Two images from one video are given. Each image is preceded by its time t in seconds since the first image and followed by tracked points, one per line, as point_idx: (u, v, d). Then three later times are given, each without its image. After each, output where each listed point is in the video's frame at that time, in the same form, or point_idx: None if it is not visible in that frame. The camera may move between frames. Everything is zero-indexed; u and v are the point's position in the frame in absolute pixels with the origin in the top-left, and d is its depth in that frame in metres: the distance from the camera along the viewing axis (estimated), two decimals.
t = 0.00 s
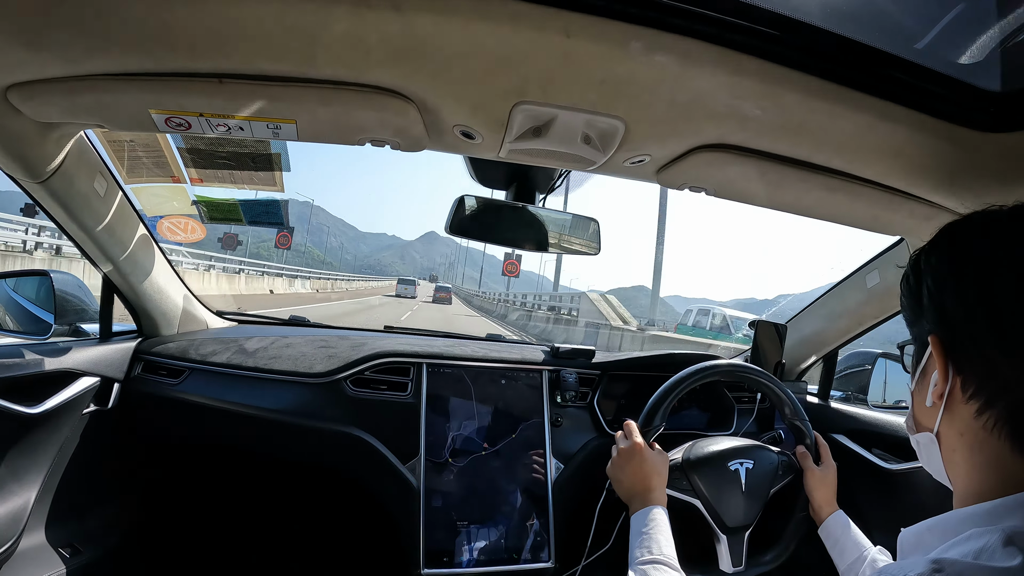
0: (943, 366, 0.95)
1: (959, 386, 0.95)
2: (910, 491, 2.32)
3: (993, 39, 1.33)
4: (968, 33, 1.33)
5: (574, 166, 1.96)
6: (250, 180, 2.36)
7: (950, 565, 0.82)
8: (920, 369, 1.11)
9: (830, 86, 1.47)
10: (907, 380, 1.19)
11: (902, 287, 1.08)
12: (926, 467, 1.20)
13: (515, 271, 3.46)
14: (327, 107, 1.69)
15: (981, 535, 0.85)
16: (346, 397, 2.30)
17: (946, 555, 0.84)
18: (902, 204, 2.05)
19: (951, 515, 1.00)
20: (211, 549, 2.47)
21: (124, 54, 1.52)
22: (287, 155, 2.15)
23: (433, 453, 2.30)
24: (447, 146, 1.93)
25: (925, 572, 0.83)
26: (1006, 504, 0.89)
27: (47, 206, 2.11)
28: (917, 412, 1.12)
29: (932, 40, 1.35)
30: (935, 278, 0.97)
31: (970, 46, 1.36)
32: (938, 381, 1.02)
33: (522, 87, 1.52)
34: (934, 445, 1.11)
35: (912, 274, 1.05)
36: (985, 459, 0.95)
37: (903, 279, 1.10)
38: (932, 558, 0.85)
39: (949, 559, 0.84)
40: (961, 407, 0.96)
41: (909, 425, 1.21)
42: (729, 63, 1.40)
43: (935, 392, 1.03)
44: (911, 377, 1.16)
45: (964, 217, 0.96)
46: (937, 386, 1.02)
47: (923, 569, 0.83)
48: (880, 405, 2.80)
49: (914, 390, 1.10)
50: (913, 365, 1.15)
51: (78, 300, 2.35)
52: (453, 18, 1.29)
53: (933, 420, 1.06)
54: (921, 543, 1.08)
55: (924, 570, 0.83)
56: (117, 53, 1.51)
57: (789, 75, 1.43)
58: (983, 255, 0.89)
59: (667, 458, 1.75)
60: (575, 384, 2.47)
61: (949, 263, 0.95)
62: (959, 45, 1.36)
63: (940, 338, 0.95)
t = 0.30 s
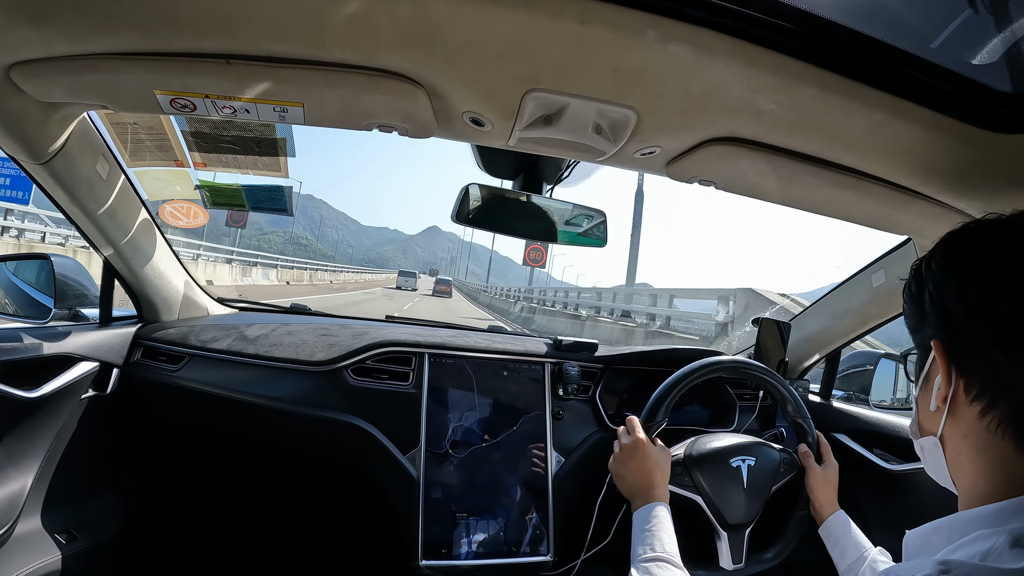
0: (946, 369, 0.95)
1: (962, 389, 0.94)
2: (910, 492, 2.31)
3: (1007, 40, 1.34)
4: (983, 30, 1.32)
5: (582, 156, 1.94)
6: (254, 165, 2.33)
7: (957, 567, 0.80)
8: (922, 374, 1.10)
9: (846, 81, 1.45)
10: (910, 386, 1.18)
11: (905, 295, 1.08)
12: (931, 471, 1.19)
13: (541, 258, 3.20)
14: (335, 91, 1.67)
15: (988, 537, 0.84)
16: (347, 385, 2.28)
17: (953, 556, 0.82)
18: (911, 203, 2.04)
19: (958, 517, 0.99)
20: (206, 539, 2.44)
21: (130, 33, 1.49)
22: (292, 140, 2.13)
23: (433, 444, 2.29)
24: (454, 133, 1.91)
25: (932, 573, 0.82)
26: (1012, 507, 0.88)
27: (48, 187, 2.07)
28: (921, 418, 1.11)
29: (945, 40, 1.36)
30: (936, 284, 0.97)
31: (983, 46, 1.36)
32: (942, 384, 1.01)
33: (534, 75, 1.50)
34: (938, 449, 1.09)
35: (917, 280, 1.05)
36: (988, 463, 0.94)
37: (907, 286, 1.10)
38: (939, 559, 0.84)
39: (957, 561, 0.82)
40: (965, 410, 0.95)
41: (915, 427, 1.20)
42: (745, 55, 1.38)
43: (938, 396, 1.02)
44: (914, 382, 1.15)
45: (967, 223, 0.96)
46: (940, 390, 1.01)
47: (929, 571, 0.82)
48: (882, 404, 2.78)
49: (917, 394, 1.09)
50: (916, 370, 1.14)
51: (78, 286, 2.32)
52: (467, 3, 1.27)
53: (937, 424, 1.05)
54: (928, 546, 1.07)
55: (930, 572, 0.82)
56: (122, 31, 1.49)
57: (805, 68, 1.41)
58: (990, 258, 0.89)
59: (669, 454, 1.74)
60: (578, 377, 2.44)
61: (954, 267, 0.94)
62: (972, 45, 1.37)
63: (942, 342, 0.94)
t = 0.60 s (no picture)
0: (940, 354, 0.94)
1: (956, 373, 0.93)
2: (914, 480, 2.29)
3: (994, 23, 1.31)
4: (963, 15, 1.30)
5: (565, 160, 1.95)
6: (244, 184, 2.37)
7: (955, 553, 0.81)
8: (916, 360, 1.10)
9: (820, 73, 1.46)
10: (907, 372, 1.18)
11: (899, 282, 1.08)
12: (929, 456, 1.19)
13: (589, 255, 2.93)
14: (316, 107, 1.69)
15: (984, 522, 0.83)
16: (344, 397, 2.30)
17: (950, 542, 0.83)
18: (898, 190, 2.04)
19: (952, 504, 0.98)
20: (213, 552, 2.47)
21: (112, 60, 1.52)
22: (280, 156, 2.15)
23: (433, 451, 2.30)
24: (437, 143, 1.93)
25: (929, 561, 0.82)
26: (1009, 490, 0.87)
27: (44, 215, 2.12)
28: (918, 404, 1.10)
29: (929, 26, 1.34)
30: (931, 268, 0.97)
31: (967, 31, 1.34)
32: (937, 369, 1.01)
33: (510, 81, 1.52)
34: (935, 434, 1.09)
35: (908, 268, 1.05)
36: (985, 448, 0.94)
37: (901, 275, 1.10)
38: (936, 546, 0.84)
39: (954, 547, 0.82)
40: (960, 396, 0.95)
41: (910, 412, 1.19)
42: (716, 51, 1.39)
43: (933, 382, 1.02)
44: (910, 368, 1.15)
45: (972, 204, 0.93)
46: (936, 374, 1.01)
47: (927, 559, 0.82)
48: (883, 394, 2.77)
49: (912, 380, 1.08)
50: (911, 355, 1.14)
51: (77, 309, 2.36)
52: (436, 15, 1.28)
53: (934, 411, 1.05)
54: (927, 532, 1.06)
55: (928, 560, 0.82)
56: (104, 59, 1.52)
57: (778, 61, 1.42)
58: (980, 242, 0.89)
59: (668, 452, 1.75)
60: (575, 380, 2.45)
61: (945, 251, 0.94)
62: (955, 30, 1.35)
63: (935, 327, 0.94)
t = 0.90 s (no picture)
0: (962, 354, 0.93)
1: (976, 375, 0.93)
2: (914, 480, 2.30)
3: (1003, 25, 1.31)
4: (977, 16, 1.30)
5: (572, 153, 1.94)
6: (248, 173, 2.35)
7: (960, 553, 0.80)
8: (927, 352, 1.09)
9: (831, 69, 1.45)
10: (914, 362, 1.17)
11: (918, 272, 1.06)
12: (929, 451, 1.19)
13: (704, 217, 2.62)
14: (322, 95, 1.68)
15: (988, 524, 0.83)
16: (346, 388, 2.29)
17: (955, 542, 0.82)
18: (905, 190, 2.03)
19: (956, 503, 0.98)
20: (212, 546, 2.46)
21: (116, 44, 1.51)
22: (285, 145, 2.14)
23: (434, 444, 2.29)
24: (443, 134, 1.92)
25: (934, 561, 0.81)
26: (1016, 493, 0.87)
27: (47, 203, 2.11)
28: (925, 395, 1.10)
29: (939, 25, 1.33)
30: (959, 266, 0.94)
31: (978, 31, 1.34)
32: (952, 367, 1.00)
33: (518, 72, 1.50)
34: (941, 428, 1.09)
35: (929, 261, 1.02)
36: (993, 450, 0.94)
37: (918, 267, 1.08)
38: (941, 546, 0.84)
39: (958, 548, 0.82)
40: (976, 395, 0.94)
41: (915, 406, 1.20)
42: (727, 45, 1.37)
43: (947, 378, 1.01)
44: (918, 359, 1.14)
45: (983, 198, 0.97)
46: (950, 372, 1.00)
47: (932, 559, 0.81)
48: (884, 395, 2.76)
49: (923, 373, 1.07)
50: (920, 346, 1.13)
51: (78, 297, 2.35)
52: (445, 4, 1.27)
53: (943, 406, 1.04)
54: (930, 533, 1.06)
55: (933, 560, 0.81)
56: (109, 43, 1.50)
57: (790, 57, 1.41)
58: (1013, 240, 0.87)
59: (669, 448, 1.75)
60: (577, 374, 2.45)
61: (972, 246, 0.93)
62: (965, 31, 1.34)
63: (958, 324, 0.93)
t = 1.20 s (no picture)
0: (966, 346, 0.92)
1: (982, 367, 0.91)
2: (922, 474, 2.27)
3: (1000, 13, 1.29)
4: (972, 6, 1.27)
5: (568, 152, 1.93)
6: (247, 182, 2.36)
7: (968, 547, 0.79)
8: (930, 344, 1.08)
9: (826, 61, 1.43)
10: (917, 353, 1.17)
11: (917, 261, 1.05)
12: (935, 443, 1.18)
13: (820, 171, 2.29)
14: (317, 102, 1.68)
15: (997, 515, 0.82)
16: (349, 394, 2.29)
17: (963, 536, 0.81)
18: (905, 181, 2.01)
19: (963, 496, 0.98)
20: (220, 551, 2.48)
21: (110, 58, 1.52)
22: (282, 153, 2.14)
23: (439, 447, 2.29)
24: (439, 138, 1.92)
25: (942, 555, 0.80)
26: (1021, 485, 0.87)
27: (49, 217, 2.13)
28: (929, 387, 1.10)
29: (935, 16, 1.32)
30: (959, 254, 0.93)
31: (974, 21, 1.32)
32: (957, 359, 0.99)
33: (511, 74, 1.50)
34: (946, 421, 1.08)
35: (929, 248, 1.01)
36: (998, 443, 0.93)
37: (918, 256, 1.07)
38: (951, 540, 0.82)
39: (968, 540, 0.81)
40: (982, 386, 0.93)
41: (920, 398, 1.18)
42: (718, 41, 1.37)
43: (952, 371, 1.00)
44: (921, 351, 1.14)
45: (979, 183, 0.97)
46: (955, 364, 0.99)
47: (940, 553, 0.80)
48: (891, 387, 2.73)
49: (927, 366, 1.07)
50: (924, 337, 1.13)
51: (82, 309, 2.39)
52: (434, 8, 1.27)
53: (949, 398, 1.04)
54: (938, 525, 1.05)
55: (941, 554, 0.80)
56: (103, 57, 1.51)
57: (782, 51, 1.40)
58: (1013, 229, 0.86)
59: (675, 444, 1.74)
60: (581, 375, 2.43)
61: (973, 232, 0.91)
62: (960, 21, 1.33)
63: (961, 315, 0.92)
